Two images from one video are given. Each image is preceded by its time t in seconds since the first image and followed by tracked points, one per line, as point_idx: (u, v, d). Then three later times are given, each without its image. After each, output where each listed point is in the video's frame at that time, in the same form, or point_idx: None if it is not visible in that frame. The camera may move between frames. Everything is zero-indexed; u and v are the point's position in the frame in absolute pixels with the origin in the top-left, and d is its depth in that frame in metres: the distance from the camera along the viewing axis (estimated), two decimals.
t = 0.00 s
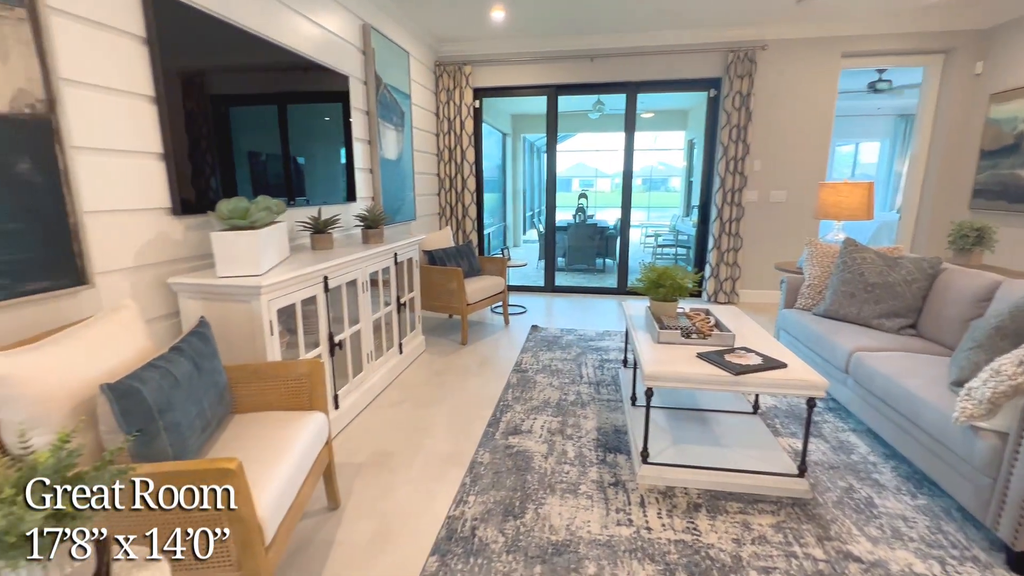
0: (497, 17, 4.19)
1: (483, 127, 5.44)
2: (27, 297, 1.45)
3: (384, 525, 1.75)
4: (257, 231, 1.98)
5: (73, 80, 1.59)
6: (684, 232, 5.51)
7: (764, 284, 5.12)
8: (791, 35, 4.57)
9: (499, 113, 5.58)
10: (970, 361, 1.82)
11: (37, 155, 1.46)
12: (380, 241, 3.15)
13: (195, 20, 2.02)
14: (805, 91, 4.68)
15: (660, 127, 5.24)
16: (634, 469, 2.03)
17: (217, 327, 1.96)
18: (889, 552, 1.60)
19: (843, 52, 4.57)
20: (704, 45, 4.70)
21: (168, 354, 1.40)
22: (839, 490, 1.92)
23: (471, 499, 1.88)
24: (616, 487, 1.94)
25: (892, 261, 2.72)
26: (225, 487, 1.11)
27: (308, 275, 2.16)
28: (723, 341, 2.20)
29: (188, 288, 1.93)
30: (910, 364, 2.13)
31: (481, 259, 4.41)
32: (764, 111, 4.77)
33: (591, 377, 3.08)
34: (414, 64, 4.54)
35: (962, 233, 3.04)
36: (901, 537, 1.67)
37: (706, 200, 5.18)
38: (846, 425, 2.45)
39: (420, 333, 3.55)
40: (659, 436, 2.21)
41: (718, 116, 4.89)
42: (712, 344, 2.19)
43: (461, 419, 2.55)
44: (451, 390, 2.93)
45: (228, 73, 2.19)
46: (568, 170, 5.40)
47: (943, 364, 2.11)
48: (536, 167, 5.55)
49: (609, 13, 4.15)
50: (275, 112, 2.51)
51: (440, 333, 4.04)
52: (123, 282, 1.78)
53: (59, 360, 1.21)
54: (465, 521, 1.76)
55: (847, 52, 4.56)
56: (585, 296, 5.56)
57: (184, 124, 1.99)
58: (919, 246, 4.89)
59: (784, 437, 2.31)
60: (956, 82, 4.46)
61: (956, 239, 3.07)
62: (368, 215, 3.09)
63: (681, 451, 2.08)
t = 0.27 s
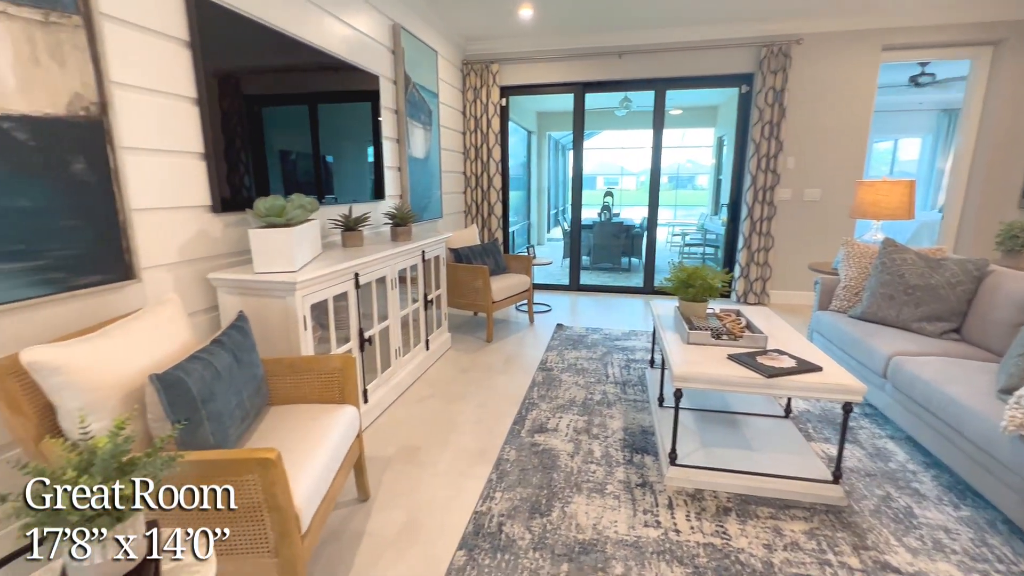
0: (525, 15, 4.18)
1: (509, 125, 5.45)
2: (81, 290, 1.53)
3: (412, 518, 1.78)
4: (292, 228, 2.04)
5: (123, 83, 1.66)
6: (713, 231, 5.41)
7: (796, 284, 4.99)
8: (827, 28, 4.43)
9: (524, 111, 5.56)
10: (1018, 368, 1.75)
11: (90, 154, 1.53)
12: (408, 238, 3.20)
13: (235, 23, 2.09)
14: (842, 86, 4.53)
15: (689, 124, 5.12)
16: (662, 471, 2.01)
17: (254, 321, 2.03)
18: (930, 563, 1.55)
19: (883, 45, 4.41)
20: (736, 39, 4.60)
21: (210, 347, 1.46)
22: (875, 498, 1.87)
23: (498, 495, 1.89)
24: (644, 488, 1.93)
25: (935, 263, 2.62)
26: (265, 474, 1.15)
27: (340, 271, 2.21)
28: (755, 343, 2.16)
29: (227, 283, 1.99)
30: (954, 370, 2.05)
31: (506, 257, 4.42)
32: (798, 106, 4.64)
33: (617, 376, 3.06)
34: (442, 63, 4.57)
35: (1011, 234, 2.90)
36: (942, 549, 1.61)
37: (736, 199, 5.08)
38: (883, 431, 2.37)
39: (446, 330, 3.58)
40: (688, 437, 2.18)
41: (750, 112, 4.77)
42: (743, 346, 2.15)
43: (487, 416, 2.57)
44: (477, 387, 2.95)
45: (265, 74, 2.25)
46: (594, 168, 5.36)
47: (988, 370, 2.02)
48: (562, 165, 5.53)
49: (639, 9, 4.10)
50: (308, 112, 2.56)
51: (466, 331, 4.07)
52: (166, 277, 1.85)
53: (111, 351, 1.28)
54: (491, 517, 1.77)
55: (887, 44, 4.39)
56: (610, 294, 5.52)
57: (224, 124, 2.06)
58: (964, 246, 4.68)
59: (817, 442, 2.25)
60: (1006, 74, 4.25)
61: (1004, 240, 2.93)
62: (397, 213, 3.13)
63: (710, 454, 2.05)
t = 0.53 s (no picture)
0: (551, 12, 4.17)
1: (534, 123, 5.44)
2: (126, 284, 1.60)
3: (437, 513, 1.80)
4: (323, 225, 2.08)
5: (165, 85, 1.73)
6: (740, 230, 5.30)
7: (828, 286, 4.85)
8: (864, 20, 4.28)
9: (549, 109, 5.54)
10: None
11: (135, 154, 1.60)
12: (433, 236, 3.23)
13: (269, 26, 2.14)
14: (879, 80, 4.38)
15: (716, 120, 5.02)
16: (687, 473, 1.99)
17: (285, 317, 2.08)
18: None
19: (923, 38, 4.24)
20: (768, 34, 4.49)
21: (245, 340, 1.51)
22: (912, 508, 1.80)
23: (521, 493, 1.90)
24: (669, 489, 1.91)
25: (978, 264, 2.51)
26: (298, 464, 1.18)
27: (367, 269, 2.25)
28: (785, 345, 2.11)
29: (260, 279, 2.05)
30: (997, 376, 1.97)
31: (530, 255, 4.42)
32: (832, 102, 4.51)
33: (641, 376, 3.03)
34: (467, 62, 4.60)
35: None
36: (983, 562, 1.55)
37: (765, 198, 4.96)
38: (921, 439, 2.28)
39: (470, 327, 3.60)
40: (714, 440, 2.15)
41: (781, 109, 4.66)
42: (773, 348, 2.10)
43: (510, 413, 2.58)
44: (500, 384, 2.96)
45: (297, 74, 2.30)
46: (619, 166, 5.31)
47: None
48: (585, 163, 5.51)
49: (667, 4, 4.04)
50: (337, 111, 2.61)
51: (488, 328, 4.09)
52: (203, 272, 1.92)
53: (154, 343, 1.33)
54: (515, 514, 1.78)
55: (928, 37, 4.22)
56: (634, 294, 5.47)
57: (258, 124, 2.12)
58: (1009, 247, 4.47)
59: (850, 448, 2.19)
60: None
61: None
62: (423, 211, 3.17)
63: (738, 457, 2.01)
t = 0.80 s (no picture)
0: (575, 10, 4.15)
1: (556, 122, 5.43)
2: (162, 279, 1.66)
3: (458, 510, 1.82)
4: (349, 223, 2.12)
5: (200, 87, 1.78)
6: (767, 230, 5.19)
7: (858, 287, 4.71)
8: (900, 13, 4.14)
9: (571, 107, 5.51)
10: None
11: (171, 154, 1.65)
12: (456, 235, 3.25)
13: (297, 28, 2.19)
14: (916, 75, 4.23)
15: (742, 117, 4.91)
16: (711, 476, 1.96)
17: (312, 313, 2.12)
18: None
19: (964, 30, 4.08)
20: (797, 29, 4.39)
21: (274, 335, 1.55)
22: (947, 518, 1.74)
23: (542, 492, 1.90)
24: (691, 492, 1.88)
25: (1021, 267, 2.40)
26: (325, 458, 1.21)
27: (391, 266, 2.28)
28: (814, 348, 2.06)
29: (288, 275, 2.10)
30: None
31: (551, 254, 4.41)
32: (865, 98, 4.37)
33: (663, 378, 2.99)
34: (490, 61, 4.61)
35: None
36: None
37: (793, 196, 4.84)
38: (957, 447, 2.20)
39: (491, 325, 3.62)
40: (739, 444, 2.11)
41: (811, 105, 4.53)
42: (801, 351, 2.06)
43: (531, 412, 2.58)
44: (521, 383, 2.97)
45: (324, 75, 2.35)
46: (642, 164, 5.26)
47: None
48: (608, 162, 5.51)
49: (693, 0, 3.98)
50: (361, 111, 2.64)
51: (509, 327, 4.09)
52: (233, 269, 1.97)
53: (190, 337, 1.38)
54: (536, 512, 1.79)
55: (969, 29, 4.06)
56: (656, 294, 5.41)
57: (286, 124, 2.16)
58: None
59: (881, 455, 2.12)
60: None
61: None
62: (445, 210, 3.19)
63: (763, 462, 1.97)
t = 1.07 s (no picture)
0: (595, 8, 4.12)
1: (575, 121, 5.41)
2: (190, 275, 1.70)
3: (475, 507, 1.82)
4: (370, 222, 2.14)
5: (227, 88, 1.82)
6: (790, 230, 5.08)
7: (886, 289, 4.58)
8: (932, 7, 4.01)
9: (591, 106, 5.47)
10: None
11: (199, 153, 1.69)
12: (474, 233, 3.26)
13: (321, 29, 2.22)
14: (949, 71, 4.10)
15: (767, 115, 4.82)
16: (732, 480, 1.93)
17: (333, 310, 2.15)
18: None
19: (1000, 23, 3.93)
20: (824, 25, 4.29)
21: (297, 331, 1.57)
22: (979, 528, 1.68)
23: (560, 491, 1.90)
24: (711, 495, 1.86)
25: None
26: (347, 452, 1.23)
27: (411, 265, 2.30)
28: (839, 350, 2.01)
29: (310, 273, 2.14)
30: None
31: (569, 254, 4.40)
32: (894, 95, 4.25)
33: (682, 379, 2.96)
34: (510, 60, 4.61)
35: None
36: None
37: (818, 196, 4.73)
38: (990, 455, 2.13)
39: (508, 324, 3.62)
40: (761, 448, 2.07)
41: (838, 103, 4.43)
42: (825, 353, 2.01)
43: (549, 412, 2.58)
44: (538, 383, 2.96)
45: (346, 75, 2.38)
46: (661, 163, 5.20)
47: None
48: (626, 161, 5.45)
49: None
50: (382, 111, 2.67)
51: (526, 326, 4.09)
52: (257, 266, 2.00)
53: (217, 331, 1.41)
54: (553, 511, 1.78)
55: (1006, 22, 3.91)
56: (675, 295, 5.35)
57: (310, 124, 2.20)
58: None
59: (910, 461, 2.06)
60: None
61: None
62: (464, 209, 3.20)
63: (786, 466, 1.93)
